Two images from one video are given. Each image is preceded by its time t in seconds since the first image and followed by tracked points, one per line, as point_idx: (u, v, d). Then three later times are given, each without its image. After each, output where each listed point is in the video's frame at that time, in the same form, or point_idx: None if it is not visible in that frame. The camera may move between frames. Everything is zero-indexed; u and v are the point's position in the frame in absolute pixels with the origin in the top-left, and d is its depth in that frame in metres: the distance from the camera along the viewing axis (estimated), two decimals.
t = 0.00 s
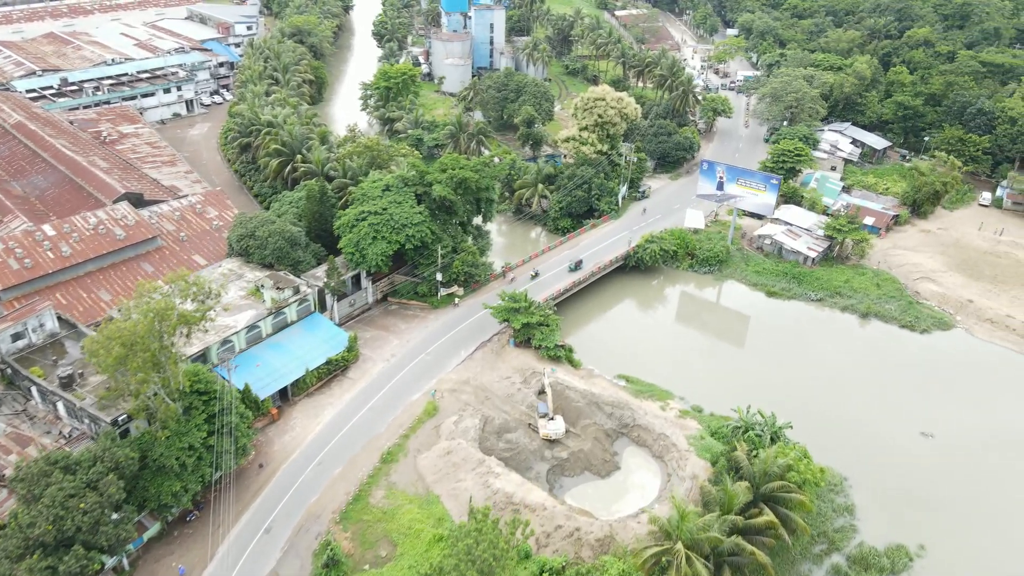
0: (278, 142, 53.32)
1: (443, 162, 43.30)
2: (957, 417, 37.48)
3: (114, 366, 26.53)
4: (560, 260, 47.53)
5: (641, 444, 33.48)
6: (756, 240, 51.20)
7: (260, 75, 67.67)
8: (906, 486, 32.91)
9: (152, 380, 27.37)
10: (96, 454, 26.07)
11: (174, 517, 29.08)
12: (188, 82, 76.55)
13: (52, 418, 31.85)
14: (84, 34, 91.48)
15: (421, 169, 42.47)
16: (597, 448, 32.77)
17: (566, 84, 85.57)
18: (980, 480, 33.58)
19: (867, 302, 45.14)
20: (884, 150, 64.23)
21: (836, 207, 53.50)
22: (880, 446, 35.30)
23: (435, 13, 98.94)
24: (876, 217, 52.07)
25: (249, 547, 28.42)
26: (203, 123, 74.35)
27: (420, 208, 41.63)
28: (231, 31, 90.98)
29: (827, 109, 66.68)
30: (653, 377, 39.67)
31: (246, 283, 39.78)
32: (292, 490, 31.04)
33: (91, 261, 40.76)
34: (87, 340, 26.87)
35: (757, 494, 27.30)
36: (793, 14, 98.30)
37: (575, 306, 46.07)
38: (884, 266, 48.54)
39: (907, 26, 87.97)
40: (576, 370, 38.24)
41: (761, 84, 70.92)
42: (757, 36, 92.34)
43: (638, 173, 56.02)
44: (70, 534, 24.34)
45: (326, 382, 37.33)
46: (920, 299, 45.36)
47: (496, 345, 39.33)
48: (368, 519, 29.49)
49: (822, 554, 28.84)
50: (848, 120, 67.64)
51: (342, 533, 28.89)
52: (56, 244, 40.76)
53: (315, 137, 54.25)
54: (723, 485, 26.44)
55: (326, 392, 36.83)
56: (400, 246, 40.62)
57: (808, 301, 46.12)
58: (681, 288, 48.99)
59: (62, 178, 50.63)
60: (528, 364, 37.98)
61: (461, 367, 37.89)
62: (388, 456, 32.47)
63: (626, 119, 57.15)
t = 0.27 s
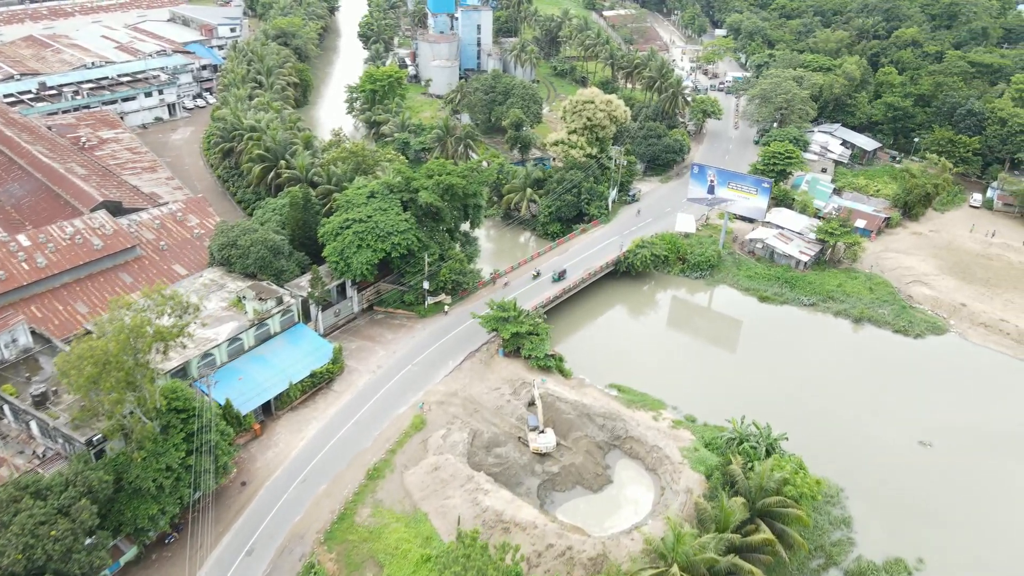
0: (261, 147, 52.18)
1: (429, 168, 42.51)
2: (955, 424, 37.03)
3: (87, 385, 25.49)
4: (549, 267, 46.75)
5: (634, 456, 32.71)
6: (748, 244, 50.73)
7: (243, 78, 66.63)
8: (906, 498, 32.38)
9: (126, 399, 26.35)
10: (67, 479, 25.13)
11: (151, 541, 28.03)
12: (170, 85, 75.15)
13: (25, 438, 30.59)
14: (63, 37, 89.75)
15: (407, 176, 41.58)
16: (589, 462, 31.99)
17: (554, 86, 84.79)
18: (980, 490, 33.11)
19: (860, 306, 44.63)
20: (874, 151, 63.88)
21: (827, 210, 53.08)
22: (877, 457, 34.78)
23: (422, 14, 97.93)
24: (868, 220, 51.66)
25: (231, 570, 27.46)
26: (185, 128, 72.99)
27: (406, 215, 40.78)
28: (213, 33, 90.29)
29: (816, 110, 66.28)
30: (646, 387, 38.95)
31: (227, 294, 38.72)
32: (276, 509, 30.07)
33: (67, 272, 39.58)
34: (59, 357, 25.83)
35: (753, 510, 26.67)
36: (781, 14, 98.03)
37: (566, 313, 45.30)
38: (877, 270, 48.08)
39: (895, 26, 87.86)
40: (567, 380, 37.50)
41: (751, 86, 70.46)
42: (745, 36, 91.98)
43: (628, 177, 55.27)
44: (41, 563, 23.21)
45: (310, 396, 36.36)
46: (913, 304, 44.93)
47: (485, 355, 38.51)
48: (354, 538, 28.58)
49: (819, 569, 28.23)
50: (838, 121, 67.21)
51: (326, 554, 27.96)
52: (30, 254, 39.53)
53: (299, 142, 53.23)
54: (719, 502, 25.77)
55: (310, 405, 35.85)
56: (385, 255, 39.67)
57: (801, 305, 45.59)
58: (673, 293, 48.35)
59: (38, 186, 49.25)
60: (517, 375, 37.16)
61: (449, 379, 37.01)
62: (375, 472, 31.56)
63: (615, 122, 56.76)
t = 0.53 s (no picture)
0: (243, 153, 51.11)
1: (416, 174, 41.50)
2: (952, 432, 36.54)
3: (57, 408, 24.48)
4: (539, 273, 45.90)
5: (626, 469, 31.99)
6: (739, 248, 50.12)
7: (225, 82, 65.53)
8: (906, 511, 31.84)
9: (99, 421, 25.39)
10: (37, 506, 24.17)
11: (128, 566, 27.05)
12: (151, 89, 73.81)
13: None
14: (42, 40, 88.09)
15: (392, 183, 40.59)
16: (580, 476, 31.23)
17: (542, 88, 84.05)
18: (980, 501, 32.62)
19: (853, 311, 44.14)
20: (864, 152, 63.57)
21: (818, 212, 52.62)
22: (876, 468, 34.23)
23: (408, 15, 96.93)
24: (860, 223, 51.14)
25: None
26: (167, 132, 71.70)
27: (392, 223, 39.75)
28: (196, 35, 88.92)
29: (806, 111, 65.91)
30: (639, 397, 38.19)
31: (208, 305, 37.71)
32: (257, 529, 29.11)
33: (42, 284, 38.33)
34: (28, 379, 24.80)
35: (749, 526, 26.05)
36: (769, 14, 97.76)
37: (556, 320, 44.52)
38: (869, 273, 47.65)
39: (883, 26, 87.82)
40: (558, 390, 36.74)
41: (740, 87, 70.02)
42: (734, 37, 91.60)
43: (618, 180, 54.60)
44: None
45: (294, 410, 35.41)
46: (906, 308, 44.47)
47: (473, 366, 37.67)
48: (339, 560, 27.67)
49: None
50: (828, 123, 67.01)
51: None
52: (3, 266, 38.26)
53: (283, 147, 52.19)
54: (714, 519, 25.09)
55: (294, 420, 34.90)
56: (371, 264, 38.73)
57: (793, 310, 45.05)
58: (664, 298, 47.68)
59: (14, 195, 47.97)
60: (506, 386, 36.37)
61: (436, 391, 36.18)
62: (360, 490, 30.67)
63: (605, 125, 55.84)
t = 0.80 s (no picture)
0: (225, 159, 49.99)
1: (401, 180, 40.56)
2: (952, 440, 35.91)
3: (24, 432, 23.46)
4: (527, 281, 45.01)
5: (618, 483, 31.23)
6: (730, 252, 49.55)
7: (207, 86, 64.32)
8: (908, 524, 31.17)
9: (70, 444, 24.39)
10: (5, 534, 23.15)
11: None
12: (132, 93, 72.41)
13: None
14: (20, 43, 86.37)
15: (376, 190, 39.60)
16: (572, 491, 30.44)
17: (530, 89, 83.25)
18: (983, 511, 32.03)
19: (846, 316, 43.62)
20: (854, 154, 63.22)
21: (810, 215, 52.14)
22: (876, 480, 33.55)
23: (394, 16, 95.88)
24: (851, 225, 50.68)
25: None
26: (149, 137, 70.32)
27: (376, 230, 38.81)
28: (178, 37, 87.55)
29: (796, 112, 65.48)
30: (633, 407, 37.35)
31: (188, 317, 36.65)
32: (238, 551, 28.12)
33: (16, 296, 37.03)
34: None
35: (745, 543, 25.44)
36: (757, 14, 97.42)
37: (546, 328, 43.73)
38: (861, 277, 47.17)
39: (870, 26, 87.67)
40: (548, 401, 35.96)
41: (730, 89, 69.54)
42: (722, 37, 91.14)
43: (608, 184, 53.93)
44: None
45: (277, 425, 34.41)
46: (899, 312, 43.98)
47: (461, 378, 36.81)
48: None
49: None
50: (818, 124, 66.73)
51: None
52: None
53: (266, 152, 51.10)
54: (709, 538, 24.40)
55: (277, 435, 33.91)
56: (355, 273, 37.79)
57: (786, 316, 44.47)
58: (655, 304, 47.04)
59: None
60: (495, 397, 35.55)
61: (423, 404, 35.30)
62: (345, 508, 29.74)
63: (594, 128, 55.06)
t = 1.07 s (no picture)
0: (206, 165, 48.87)
1: (386, 187, 39.64)
2: (951, 446, 35.41)
3: None
4: (516, 288, 44.19)
5: (611, 498, 30.48)
6: (722, 257, 49.00)
7: (189, 90, 63.14)
8: (909, 535, 30.60)
9: (38, 471, 23.36)
10: None
11: None
12: (113, 97, 71.08)
13: None
14: None
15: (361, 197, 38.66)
16: (563, 507, 29.66)
17: (518, 91, 82.46)
18: (984, 519, 31.51)
19: (839, 321, 43.08)
20: (844, 155, 62.84)
21: (801, 219, 51.65)
22: (875, 489, 32.97)
23: (380, 18, 94.84)
24: (843, 228, 50.20)
25: None
26: (130, 142, 68.96)
27: (361, 239, 37.88)
28: (160, 40, 86.27)
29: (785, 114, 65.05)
30: (626, 417, 36.61)
31: (167, 330, 35.57)
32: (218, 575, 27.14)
33: None
34: None
35: (742, 562, 24.94)
36: (746, 15, 97.08)
37: (536, 336, 42.92)
38: (853, 281, 46.69)
39: (858, 26, 87.52)
40: (538, 412, 35.21)
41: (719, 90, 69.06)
42: (711, 38, 90.66)
43: (597, 188, 53.23)
44: None
45: (259, 441, 33.42)
46: (892, 317, 43.49)
47: (448, 390, 35.94)
48: None
49: None
50: (807, 125, 66.34)
51: None
52: None
53: (248, 158, 50.00)
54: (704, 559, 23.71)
55: (259, 452, 32.93)
56: (339, 282, 36.86)
57: (778, 321, 43.90)
58: (646, 310, 46.34)
59: None
60: (484, 410, 34.71)
61: (410, 417, 34.42)
62: (329, 528, 28.82)
63: (582, 131, 54.33)
